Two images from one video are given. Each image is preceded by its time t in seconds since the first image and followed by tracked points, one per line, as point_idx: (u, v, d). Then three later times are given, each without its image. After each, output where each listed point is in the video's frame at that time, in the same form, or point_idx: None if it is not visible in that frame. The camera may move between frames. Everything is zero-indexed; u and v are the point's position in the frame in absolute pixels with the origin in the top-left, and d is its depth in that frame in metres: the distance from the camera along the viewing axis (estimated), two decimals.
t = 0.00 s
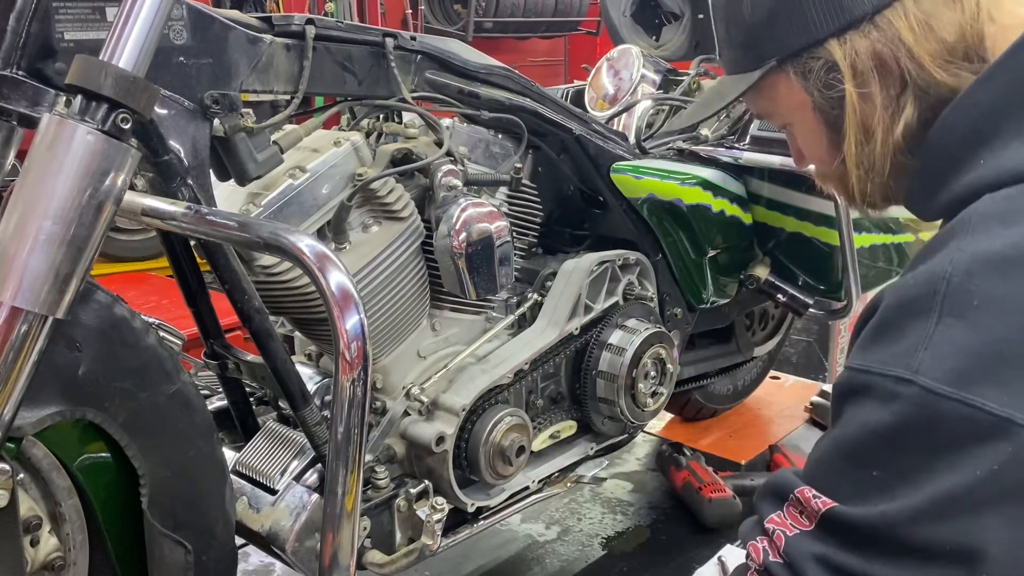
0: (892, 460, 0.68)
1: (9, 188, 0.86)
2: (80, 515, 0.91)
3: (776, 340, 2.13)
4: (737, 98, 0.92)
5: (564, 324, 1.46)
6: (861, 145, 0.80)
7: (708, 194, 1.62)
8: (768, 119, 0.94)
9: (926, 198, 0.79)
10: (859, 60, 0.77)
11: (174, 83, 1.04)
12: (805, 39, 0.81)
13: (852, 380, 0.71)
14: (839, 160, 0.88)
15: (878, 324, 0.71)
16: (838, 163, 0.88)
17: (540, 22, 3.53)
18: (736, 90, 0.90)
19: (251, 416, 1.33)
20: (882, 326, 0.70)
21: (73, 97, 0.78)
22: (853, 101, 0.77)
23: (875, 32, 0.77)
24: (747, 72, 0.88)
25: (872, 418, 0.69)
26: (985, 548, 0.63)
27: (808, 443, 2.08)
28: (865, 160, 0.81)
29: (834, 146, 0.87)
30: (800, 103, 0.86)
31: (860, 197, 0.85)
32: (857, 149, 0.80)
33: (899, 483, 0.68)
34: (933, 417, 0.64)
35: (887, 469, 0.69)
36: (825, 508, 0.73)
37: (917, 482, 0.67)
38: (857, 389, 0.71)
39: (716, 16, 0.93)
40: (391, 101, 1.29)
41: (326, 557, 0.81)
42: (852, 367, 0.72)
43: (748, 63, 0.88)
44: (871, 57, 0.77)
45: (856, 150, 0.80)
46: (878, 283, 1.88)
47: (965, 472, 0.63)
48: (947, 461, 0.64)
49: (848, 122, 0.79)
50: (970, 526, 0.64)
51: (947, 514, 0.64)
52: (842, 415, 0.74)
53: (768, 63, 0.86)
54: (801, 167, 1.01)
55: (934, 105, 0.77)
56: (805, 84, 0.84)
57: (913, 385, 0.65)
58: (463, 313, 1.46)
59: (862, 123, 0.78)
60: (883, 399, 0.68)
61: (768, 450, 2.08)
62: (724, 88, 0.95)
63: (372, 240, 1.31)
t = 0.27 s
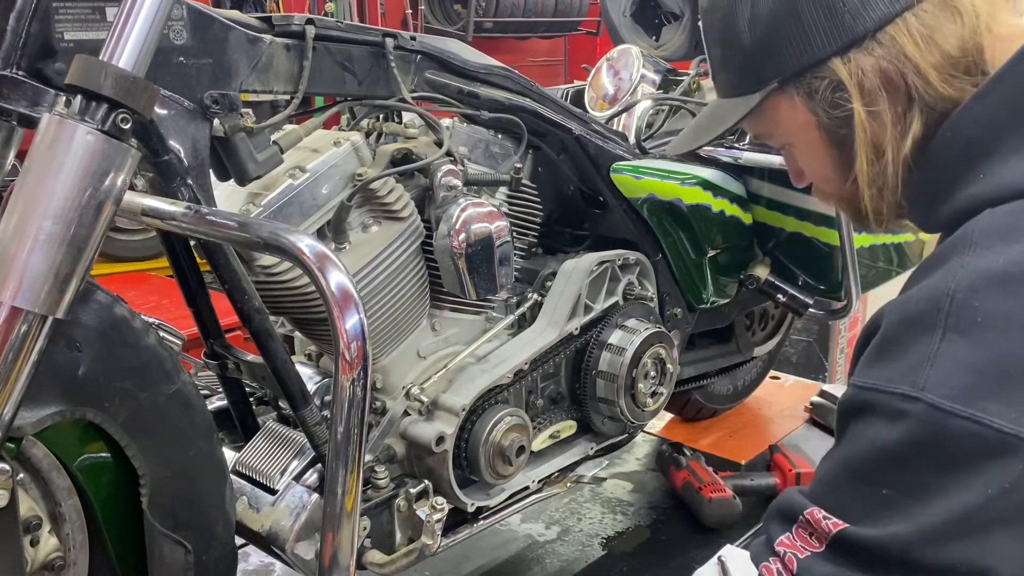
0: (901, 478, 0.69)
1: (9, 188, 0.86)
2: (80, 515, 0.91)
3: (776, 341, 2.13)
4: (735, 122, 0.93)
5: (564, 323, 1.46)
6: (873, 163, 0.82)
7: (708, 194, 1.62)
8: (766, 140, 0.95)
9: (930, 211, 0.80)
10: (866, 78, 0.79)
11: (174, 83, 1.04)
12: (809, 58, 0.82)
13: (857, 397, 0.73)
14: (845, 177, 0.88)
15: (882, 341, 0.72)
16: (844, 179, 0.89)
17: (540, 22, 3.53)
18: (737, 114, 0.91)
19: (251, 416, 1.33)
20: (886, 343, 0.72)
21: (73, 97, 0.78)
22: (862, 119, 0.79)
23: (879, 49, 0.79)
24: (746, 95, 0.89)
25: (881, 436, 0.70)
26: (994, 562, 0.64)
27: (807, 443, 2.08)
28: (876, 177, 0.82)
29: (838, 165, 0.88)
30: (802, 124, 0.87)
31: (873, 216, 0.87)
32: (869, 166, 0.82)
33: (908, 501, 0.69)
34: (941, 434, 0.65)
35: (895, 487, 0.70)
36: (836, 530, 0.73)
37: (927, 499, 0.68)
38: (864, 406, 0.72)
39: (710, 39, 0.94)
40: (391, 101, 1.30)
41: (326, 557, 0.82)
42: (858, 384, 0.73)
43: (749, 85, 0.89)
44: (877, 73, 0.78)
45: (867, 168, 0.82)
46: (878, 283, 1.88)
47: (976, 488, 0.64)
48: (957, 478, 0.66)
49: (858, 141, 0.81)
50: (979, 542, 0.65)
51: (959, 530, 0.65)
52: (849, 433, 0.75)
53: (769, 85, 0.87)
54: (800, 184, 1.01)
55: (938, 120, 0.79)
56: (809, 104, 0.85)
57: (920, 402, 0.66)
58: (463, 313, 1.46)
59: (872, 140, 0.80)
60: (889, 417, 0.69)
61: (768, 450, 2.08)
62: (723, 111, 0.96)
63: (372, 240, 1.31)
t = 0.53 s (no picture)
0: (898, 478, 0.69)
1: (8, 188, 0.86)
2: (80, 515, 0.91)
3: (776, 341, 2.13)
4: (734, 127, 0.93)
5: (564, 323, 1.46)
6: (874, 164, 0.82)
7: (708, 194, 1.62)
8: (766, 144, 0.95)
9: (931, 213, 0.80)
10: (866, 78, 0.79)
11: (174, 83, 1.05)
12: (808, 59, 0.82)
13: (855, 398, 0.73)
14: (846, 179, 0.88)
15: (881, 342, 0.72)
16: (844, 180, 0.89)
17: (540, 22, 3.53)
18: (736, 117, 0.91)
19: (251, 416, 1.34)
20: (885, 344, 0.72)
21: (73, 97, 0.78)
22: (863, 120, 0.79)
23: (879, 49, 0.79)
24: (745, 98, 0.89)
25: (879, 436, 0.70)
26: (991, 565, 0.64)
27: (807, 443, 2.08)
28: (878, 178, 0.82)
29: (838, 167, 0.88)
30: (802, 126, 0.87)
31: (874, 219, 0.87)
32: (870, 168, 0.82)
33: (904, 501, 0.70)
34: (938, 436, 0.65)
35: (892, 487, 0.70)
36: (830, 526, 0.74)
37: (924, 500, 0.68)
38: (862, 407, 0.72)
39: (706, 40, 0.93)
40: (391, 100, 1.30)
41: (326, 557, 0.81)
42: (857, 384, 0.73)
43: (747, 87, 0.88)
44: (878, 73, 0.79)
45: (869, 168, 0.82)
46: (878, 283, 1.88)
47: (972, 491, 0.64)
48: (954, 479, 0.66)
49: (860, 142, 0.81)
50: (976, 544, 0.65)
51: (955, 532, 0.65)
52: (848, 434, 0.75)
53: (769, 87, 0.86)
54: (799, 186, 1.01)
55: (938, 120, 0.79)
56: (808, 106, 0.85)
57: (916, 404, 0.66)
58: (463, 313, 1.46)
59: (873, 141, 0.80)
60: (887, 418, 0.69)
61: (768, 450, 2.08)
62: (721, 115, 0.95)
63: (372, 240, 1.31)
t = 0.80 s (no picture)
0: (880, 469, 0.70)
1: (8, 188, 0.86)
2: (80, 515, 0.91)
3: (776, 341, 2.13)
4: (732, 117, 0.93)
5: (564, 323, 1.46)
6: (865, 160, 0.81)
7: (708, 194, 1.62)
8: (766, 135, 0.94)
9: (925, 208, 0.80)
10: (859, 73, 0.78)
11: (174, 83, 1.05)
12: (803, 54, 0.81)
13: (841, 389, 0.73)
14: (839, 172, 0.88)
15: (869, 333, 0.72)
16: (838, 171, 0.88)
17: (540, 22, 3.53)
18: (734, 107, 0.90)
19: (251, 416, 1.34)
20: (872, 335, 0.72)
21: (73, 97, 0.78)
22: (855, 115, 0.78)
23: (872, 44, 0.78)
24: (743, 89, 0.89)
25: (861, 426, 0.70)
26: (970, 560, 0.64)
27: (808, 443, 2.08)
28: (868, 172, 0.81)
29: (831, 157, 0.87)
30: (798, 117, 0.86)
31: (864, 212, 0.86)
32: (860, 161, 0.81)
33: (884, 491, 0.70)
34: (917, 428, 0.65)
35: (874, 477, 0.71)
36: (814, 514, 0.75)
37: (903, 490, 0.68)
38: (847, 396, 0.72)
39: (710, 35, 0.93)
40: (391, 101, 1.30)
41: (326, 557, 0.81)
42: (845, 375, 0.73)
43: (745, 79, 0.88)
44: (871, 69, 0.77)
45: (860, 164, 0.81)
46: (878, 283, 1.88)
47: (946, 483, 0.64)
48: (933, 470, 0.66)
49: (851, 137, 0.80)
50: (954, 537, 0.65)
51: (929, 523, 0.66)
52: (835, 423, 0.75)
53: (765, 80, 0.86)
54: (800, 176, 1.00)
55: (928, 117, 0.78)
56: (803, 99, 0.84)
57: (897, 396, 0.66)
58: (463, 313, 1.46)
59: (864, 136, 0.79)
60: (870, 409, 0.69)
61: (768, 450, 2.08)
62: (721, 106, 0.95)
63: (371, 240, 1.31)
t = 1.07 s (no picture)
0: (884, 473, 0.64)
1: (8, 188, 0.86)
2: (80, 514, 0.91)
3: (776, 340, 2.13)
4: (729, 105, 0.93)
5: (564, 323, 1.46)
6: (840, 150, 0.79)
7: (708, 194, 1.62)
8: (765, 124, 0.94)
9: (908, 204, 0.76)
10: (835, 68, 0.76)
11: (174, 83, 1.05)
12: (786, 46, 0.80)
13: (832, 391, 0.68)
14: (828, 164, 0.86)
15: (857, 333, 0.68)
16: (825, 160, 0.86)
17: (540, 22, 3.53)
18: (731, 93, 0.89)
19: (251, 416, 1.34)
20: (859, 334, 0.68)
21: (73, 97, 0.78)
22: (829, 109, 0.76)
23: (851, 41, 0.75)
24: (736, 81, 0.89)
25: (855, 429, 0.65)
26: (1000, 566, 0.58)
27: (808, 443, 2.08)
28: (843, 164, 0.79)
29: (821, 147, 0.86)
30: (787, 108, 0.85)
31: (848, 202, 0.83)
32: (835, 152, 0.79)
33: (896, 497, 0.64)
34: (914, 424, 0.61)
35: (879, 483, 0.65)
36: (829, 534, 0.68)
37: (912, 494, 0.63)
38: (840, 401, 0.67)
39: (711, 19, 0.91)
40: (392, 101, 1.30)
41: (326, 557, 0.81)
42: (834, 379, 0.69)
43: (740, 68, 0.87)
44: (846, 64, 0.75)
45: (835, 155, 0.79)
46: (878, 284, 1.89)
47: (953, 481, 0.60)
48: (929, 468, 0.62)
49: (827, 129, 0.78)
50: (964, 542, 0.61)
51: (947, 525, 0.61)
52: (829, 433, 0.70)
53: (756, 71, 0.85)
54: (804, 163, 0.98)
55: (909, 114, 0.74)
56: (792, 91, 0.83)
57: (890, 391, 0.62)
58: (463, 313, 1.46)
59: (839, 128, 0.77)
60: (864, 409, 0.64)
61: (768, 450, 2.08)
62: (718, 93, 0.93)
63: (371, 240, 1.31)
